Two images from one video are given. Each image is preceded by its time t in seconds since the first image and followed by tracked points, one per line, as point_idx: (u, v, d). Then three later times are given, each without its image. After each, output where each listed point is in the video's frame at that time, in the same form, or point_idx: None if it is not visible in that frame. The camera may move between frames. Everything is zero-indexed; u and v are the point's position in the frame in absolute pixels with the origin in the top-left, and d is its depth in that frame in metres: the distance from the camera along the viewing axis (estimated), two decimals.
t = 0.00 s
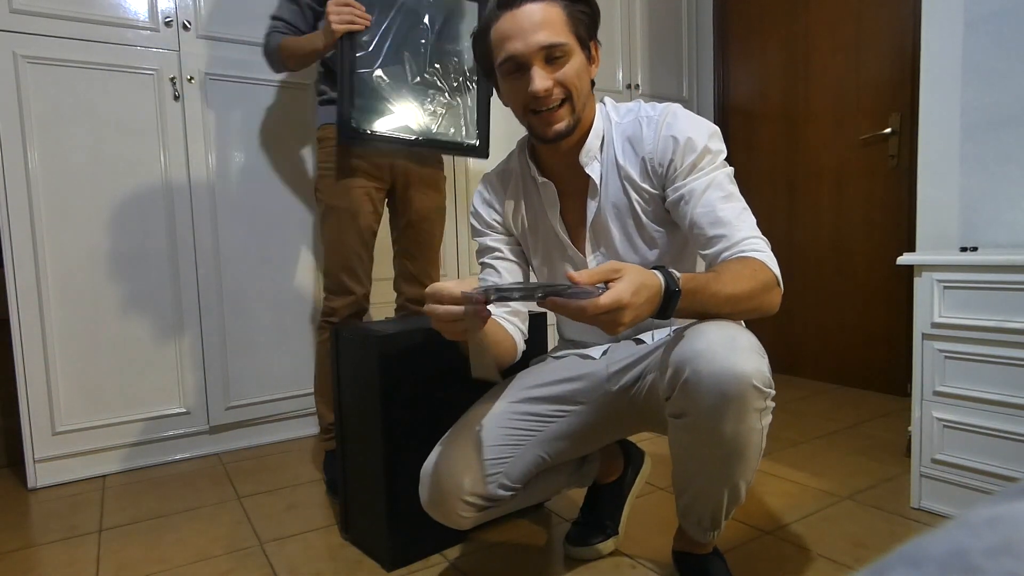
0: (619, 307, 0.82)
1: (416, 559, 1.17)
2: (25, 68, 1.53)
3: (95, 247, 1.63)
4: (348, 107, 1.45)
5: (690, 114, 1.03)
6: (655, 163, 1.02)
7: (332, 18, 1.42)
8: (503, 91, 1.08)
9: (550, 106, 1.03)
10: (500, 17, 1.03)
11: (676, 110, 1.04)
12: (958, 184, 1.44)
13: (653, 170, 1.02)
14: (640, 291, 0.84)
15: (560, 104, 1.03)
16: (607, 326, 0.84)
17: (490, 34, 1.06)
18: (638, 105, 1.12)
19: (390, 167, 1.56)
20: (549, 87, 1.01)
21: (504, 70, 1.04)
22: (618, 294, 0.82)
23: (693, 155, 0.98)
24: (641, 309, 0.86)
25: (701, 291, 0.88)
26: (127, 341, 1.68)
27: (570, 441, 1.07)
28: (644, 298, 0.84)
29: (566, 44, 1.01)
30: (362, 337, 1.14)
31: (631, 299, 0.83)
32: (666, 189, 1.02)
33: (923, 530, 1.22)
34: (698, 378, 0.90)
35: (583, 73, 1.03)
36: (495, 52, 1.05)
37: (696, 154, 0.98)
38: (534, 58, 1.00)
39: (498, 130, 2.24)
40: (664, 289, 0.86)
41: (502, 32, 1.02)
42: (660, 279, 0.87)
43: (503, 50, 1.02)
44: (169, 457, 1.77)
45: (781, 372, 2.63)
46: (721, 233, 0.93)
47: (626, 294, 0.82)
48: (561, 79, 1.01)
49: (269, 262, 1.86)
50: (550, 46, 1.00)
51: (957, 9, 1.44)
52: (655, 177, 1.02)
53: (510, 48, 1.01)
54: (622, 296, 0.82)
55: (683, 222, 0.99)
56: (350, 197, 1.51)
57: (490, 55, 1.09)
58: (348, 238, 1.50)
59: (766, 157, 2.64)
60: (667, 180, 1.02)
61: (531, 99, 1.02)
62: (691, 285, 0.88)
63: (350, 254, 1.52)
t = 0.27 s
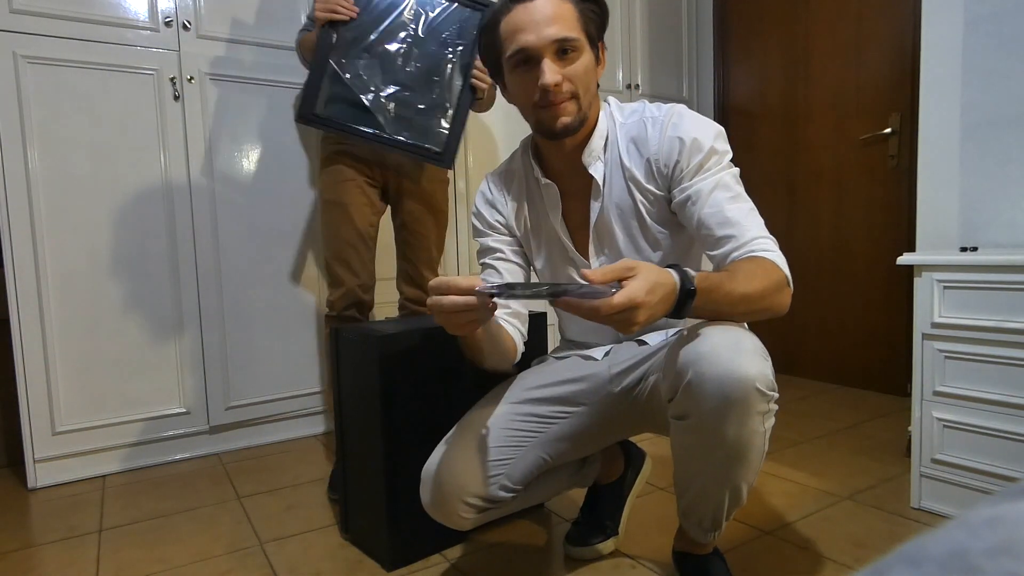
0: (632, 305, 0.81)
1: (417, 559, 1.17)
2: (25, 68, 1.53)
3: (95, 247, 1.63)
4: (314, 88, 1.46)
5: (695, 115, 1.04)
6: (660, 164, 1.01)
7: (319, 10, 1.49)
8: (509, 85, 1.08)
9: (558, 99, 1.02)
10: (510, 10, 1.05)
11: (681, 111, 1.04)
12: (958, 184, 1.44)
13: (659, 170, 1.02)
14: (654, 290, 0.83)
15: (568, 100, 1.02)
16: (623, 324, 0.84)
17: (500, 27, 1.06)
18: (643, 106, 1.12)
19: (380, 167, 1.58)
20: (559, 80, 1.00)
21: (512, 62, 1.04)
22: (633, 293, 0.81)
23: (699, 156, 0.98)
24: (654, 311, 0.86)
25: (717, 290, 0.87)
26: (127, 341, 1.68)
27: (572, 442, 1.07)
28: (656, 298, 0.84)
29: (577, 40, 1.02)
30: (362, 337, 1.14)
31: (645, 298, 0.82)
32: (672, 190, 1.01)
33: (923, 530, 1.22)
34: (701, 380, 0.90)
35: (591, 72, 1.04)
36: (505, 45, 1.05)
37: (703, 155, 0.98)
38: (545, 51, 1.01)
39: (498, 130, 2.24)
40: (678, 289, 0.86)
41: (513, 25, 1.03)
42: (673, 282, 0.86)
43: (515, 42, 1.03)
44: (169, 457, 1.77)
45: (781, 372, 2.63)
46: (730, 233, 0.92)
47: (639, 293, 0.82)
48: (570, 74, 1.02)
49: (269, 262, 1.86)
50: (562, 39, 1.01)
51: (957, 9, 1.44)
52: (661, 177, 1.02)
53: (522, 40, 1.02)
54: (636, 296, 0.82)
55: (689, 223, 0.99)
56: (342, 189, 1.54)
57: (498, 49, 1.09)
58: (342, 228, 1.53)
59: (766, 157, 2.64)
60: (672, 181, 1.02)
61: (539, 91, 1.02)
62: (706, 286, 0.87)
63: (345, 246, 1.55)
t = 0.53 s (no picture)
0: (664, 305, 0.77)
1: (417, 559, 1.17)
2: (25, 68, 1.53)
3: (95, 247, 1.63)
4: (304, 86, 1.47)
5: (706, 116, 1.03)
6: (670, 167, 1.01)
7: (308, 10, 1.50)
8: (518, 79, 1.07)
9: (568, 96, 1.02)
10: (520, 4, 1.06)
11: (692, 113, 1.03)
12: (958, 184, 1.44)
13: (669, 173, 1.01)
14: (686, 290, 0.79)
15: (578, 96, 1.02)
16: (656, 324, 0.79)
17: (512, 20, 1.07)
18: (651, 107, 1.11)
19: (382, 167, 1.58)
20: (570, 75, 1.00)
21: (523, 55, 1.04)
22: (666, 291, 0.77)
23: (712, 159, 0.97)
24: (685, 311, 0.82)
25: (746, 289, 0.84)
26: (128, 341, 1.68)
27: (572, 443, 1.07)
28: (689, 297, 0.80)
29: (589, 36, 1.02)
30: (362, 337, 1.14)
31: (678, 297, 0.78)
32: (682, 194, 1.01)
33: (923, 530, 1.22)
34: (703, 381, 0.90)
35: (602, 70, 1.04)
36: (516, 38, 1.05)
37: (716, 156, 0.97)
38: (557, 44, 1.01)
39: (498, 130, 2.24)
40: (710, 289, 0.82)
41: (526, 18, 1.03)
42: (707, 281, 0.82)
43: (527, 35, 1.03)
44: (169, 457, 1.77)
45: (781, 372, 2.63)
46: (747, 236, 0.91)
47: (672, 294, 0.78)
48: (581, 70, 1.02)
49: (269, 262, 1.86)
50: (575, 34, 1.01)
51: (957, 8, 1.44)
52: (671, 181, 1.01)
53: (534, 32, 1.02)
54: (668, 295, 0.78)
55: (700, 225, 0.98)
56: (343, 198, 1.54)
57: (508, 42, 1.09)
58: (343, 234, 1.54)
59: (766, 157, 2.64)
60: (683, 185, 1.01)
61: (549, 85, 1.01)
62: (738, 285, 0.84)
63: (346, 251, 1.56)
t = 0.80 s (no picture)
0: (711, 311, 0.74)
1: (416, 560, 1.17)
2: (25, 68, 1.53)
3: (95, 247, 1.63)
4: (311, 93, 1.48)
5: (718, 120, 1.02)
6: (681, 171, 1.00)
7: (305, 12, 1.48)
8: (528, 77, 1.07)
9: (577, 97, 1.02)
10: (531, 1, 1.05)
11: (704, 116, 1.02)
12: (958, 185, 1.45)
13: (680, 177, 1.00)
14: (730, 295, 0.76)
15: (588, 97, 1.02)
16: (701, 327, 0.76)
17: (523, 16, 1.06)
18: (662, 109, 1.11)
19: (379, 165, 1.57)
20: (581, 76, 1.00)
21: (534, 53, 1.03)
22: (713, 297, 0.74)
23: (726, 163, 0.96)
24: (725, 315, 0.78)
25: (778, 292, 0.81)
26: (128, 340, 1.68)
27: (574, 443, 1.08)
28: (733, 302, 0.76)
29: (603, 36, 1.01)
30: (362, 337, 1.14)
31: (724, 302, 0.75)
32: (694, 198, 1.00)
33: (922, 530, 1.22)
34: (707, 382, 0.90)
35: (613, 71, 1.04)
36: (527, 35, 1.04)
37: (730, 159, 0.96)
38: (569, 45, 1.00)
39: (498, 130, 2.24)
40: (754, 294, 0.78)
41: (538, 15, 1.02)
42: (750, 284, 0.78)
43: (539, 33, 1.02)
44: (169, 457, 1.77)
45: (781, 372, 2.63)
46: (764, 240, 0.90)
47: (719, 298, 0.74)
48: (592, 71, 1.01)
49: (268, 263, 1.86)
50: (588, 35, 1.00)
51: (957, 8, 1.44)
52: (683, 185, 1.01)
53: (546, 31, 1.01)
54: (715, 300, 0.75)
55: (712, 229, 0.97)
56: (341, 199, 1.54)
57: (519, 38, 1.08)
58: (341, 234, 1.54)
59: (767, 157, 2.64)
60: (695, 191, 1.00)
61: (560, 86, 1.01)
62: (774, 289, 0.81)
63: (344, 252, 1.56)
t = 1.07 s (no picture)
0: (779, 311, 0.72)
1: (417, 560, 1.17)
2: (25, 68, 1.53)
3: (96, 247, 1.63)
4: (315, 98, 1.48)
5: (729, 125, 1.02)
6: (691, 174, 1.00)
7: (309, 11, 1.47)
8: (533, 82, 1.05)
9: (581, 107, 1.01)
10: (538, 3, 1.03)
11: (715, 121, 1.02)
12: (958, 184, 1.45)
13: (691, 182, 1.00)
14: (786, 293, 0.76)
15: (592, 106, 1.01)
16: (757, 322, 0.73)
17: (530, 19, 1.03)
18: (671, 111, 1.10)
19: (379, 165, 1.57)
20: (586, 86, 0.99)
21: (540, 60, 1.02)
22: (787, 297, 0.74)
23: (739, 167, 0.96)
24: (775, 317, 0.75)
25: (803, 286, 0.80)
26: (128, 340, 1.68)
27: (575, 443, 1.08)
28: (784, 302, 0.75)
29: (610, 46, 1.00)
30: (362, 337, 1.14)
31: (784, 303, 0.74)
32: (705, 203, 1.00)
33: (922, 530, 1.22)
34: (710, 382, 0.90)
35: (620, 78, 1.02)
36: (533, 39, 1.02)
37: (743, 164, 0.96)
38: (575, 55, 0.99)
39: (498, 130, 2.24)
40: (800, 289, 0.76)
41: (545, 20, 1.00)
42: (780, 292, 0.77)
43: (545, 39, 1.00)
44: (169, 457, 1.77)
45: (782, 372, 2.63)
46: (781, 241, 0.88)
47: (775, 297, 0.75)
48: (597, 81, 1.00)
49: (268, 263, 1.86)
50: (594, 44, 0.98)
51: (957, 8, 1.44)
52: (693, 190, 1.01)
53: (552, 39, 0.99)
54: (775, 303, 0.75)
55: (724, 233, 0.96)
56: (340, 199, 1.53)
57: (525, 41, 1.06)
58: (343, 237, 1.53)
59: (767, 157, 2.64)
60: (706, 197, 1.00)
61: (564, 95, 1.00)
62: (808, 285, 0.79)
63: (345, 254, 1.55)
